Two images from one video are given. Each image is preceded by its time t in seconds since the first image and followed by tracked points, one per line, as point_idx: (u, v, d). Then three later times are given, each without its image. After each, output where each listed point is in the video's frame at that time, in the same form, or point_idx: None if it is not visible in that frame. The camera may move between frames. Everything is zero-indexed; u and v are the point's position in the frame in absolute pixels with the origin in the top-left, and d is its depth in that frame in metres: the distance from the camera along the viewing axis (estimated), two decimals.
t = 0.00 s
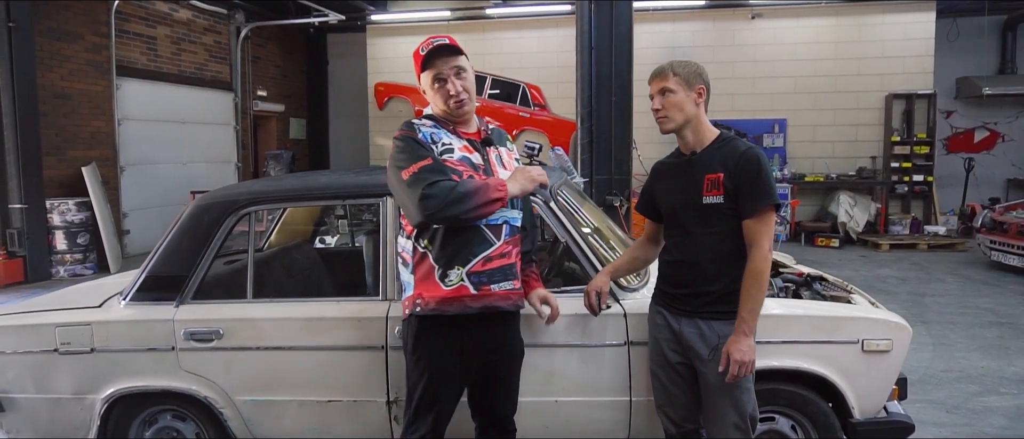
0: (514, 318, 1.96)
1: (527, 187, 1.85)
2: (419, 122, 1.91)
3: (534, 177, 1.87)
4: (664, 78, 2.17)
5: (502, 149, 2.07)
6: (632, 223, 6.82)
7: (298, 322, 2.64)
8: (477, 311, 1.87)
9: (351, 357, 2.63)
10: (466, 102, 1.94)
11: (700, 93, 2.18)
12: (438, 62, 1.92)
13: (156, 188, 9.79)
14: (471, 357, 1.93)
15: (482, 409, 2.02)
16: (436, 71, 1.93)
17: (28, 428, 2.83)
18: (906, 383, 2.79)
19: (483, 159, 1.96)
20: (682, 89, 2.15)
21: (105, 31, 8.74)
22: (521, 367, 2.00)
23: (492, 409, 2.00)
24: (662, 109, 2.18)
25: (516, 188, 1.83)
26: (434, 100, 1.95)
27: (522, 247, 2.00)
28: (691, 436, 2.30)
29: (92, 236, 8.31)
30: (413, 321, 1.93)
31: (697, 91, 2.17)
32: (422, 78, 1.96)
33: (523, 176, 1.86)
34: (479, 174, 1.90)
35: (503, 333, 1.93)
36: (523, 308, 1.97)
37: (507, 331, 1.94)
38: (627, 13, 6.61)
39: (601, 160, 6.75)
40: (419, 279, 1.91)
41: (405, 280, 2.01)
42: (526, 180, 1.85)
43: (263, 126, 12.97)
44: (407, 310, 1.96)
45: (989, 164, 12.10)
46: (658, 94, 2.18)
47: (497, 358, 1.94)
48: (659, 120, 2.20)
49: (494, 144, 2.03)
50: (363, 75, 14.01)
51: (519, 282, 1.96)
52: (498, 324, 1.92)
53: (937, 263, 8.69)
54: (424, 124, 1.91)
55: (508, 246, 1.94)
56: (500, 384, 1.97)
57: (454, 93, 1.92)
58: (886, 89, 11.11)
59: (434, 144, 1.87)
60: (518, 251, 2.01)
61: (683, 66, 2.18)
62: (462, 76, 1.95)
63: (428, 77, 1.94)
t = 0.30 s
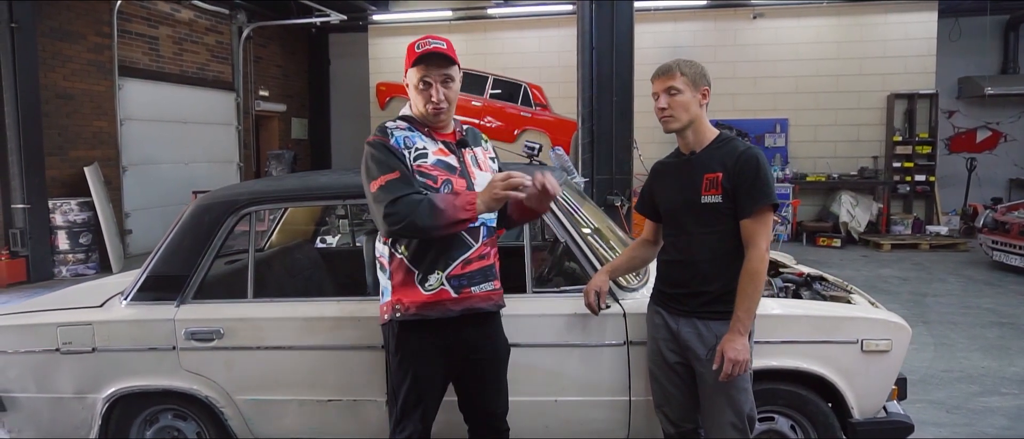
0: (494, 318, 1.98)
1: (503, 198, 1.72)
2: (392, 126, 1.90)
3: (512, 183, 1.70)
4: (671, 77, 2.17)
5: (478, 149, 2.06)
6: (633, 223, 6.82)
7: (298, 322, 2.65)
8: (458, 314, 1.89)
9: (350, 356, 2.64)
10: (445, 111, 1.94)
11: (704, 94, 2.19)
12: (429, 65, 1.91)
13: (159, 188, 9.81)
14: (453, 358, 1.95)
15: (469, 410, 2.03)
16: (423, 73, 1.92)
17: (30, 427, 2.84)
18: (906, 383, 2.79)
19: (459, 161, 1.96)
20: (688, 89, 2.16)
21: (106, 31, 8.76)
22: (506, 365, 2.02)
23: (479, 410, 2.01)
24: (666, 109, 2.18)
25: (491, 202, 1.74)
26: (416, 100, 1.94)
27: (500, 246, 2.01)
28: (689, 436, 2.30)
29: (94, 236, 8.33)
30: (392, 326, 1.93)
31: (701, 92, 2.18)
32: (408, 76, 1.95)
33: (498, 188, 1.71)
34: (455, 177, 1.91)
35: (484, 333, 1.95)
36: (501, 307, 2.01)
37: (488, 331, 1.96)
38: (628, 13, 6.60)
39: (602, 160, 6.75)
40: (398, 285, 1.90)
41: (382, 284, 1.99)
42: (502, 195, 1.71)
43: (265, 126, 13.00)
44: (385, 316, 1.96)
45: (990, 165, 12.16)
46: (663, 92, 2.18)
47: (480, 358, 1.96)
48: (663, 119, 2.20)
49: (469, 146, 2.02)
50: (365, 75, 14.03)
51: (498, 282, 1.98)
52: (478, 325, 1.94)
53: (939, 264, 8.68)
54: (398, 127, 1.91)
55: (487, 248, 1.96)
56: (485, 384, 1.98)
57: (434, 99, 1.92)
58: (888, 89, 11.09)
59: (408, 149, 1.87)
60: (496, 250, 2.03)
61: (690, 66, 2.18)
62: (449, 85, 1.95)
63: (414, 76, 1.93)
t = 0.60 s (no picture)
0: (484, 319, 2.00)
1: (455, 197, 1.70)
2: (376, 129, 1.91)
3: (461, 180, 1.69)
4: (680, 75, 2.17)
5: (466, 148, 2.06)
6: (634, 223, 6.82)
7: (298, 321, 2.66)
8: (448, 315, 1.90)
9: (350, 355, 2.65)
10: (438, 109, 1.95)
11: (709, 95, 2.22)
12: (424, 61, 1.93)
13: (161, 188, 9.82)
14: (445, 360, 1.96)
15: (463, 411, 2.04)
16: (415, 70, 1.94)
17: (33, 425, 2.86)
18: (906, 382, 2.79)
19: (445, 162, 1.96)
20: (697, 89, 2.17)
21: (109, 31, 8.78)
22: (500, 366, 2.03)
23: (473, 410, 2.02)
24: (676, 107, 2.17)
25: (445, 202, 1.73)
26: (408, 98, 1.95)
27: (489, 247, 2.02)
28: (689, 435, 2.30)
29: (98, 236, 8.34)
30: (383, 330, 1.95)
31: (706, 93, 2.20)
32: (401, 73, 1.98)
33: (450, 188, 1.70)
34: (441, 179, 1.92)
35: (476, 334, 1.97)
36: (491, 307, 2.02)
37: (480, 333, 1.97)
38: (629, 13, 6.60)
39: (603, 160, 6.75)
40: (386, 289, 1.92)
41: (371, 288, 2.01)
42: (453, 196, 1.70)
43: (267, 126, 13.02)
44: (375, 318, 1.97)
45: (992, 164, 12.14)
46: (672, 90, 2.17)
47: (472, 360, 1.97)
48: (671, 117, 2.19)
49: (456, 146, 2.02)
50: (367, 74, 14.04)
51: (487, 283, 2.00)
52: (469, 327, 1.95)
53: (940, 263, 8.67)
54: (382, 129, 1.91)
55: (475, 249, 1.97)
56: (478, 385, 1.99)
57: (429, 93, 1.93)
58: (889, 88, 11.09)
59: (393, 154, 1.88)
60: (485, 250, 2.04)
61: (696, 66, 2.20)
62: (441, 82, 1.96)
63: (406, 73, 1.95)
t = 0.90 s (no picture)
0: (482, 319, 2.01)
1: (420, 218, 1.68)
2: (369, 132, 1.92)
3: (425, 201, 1.65)
4: (682, 75, 2.17)
5: (463, 149, 2.07)
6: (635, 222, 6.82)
7: (299, 320, 2.66)
8: (441, 316, 1.91)
9: (350, 354, 2.66)
10: (433, 105, 1.96)
11: (710, 96, 2.22)
12: (420, 58, 1.96)
13: (163, 187, 9.83)
14: (441, 360, 1.97)
15: (461, 411, 2.05)
16: (410, 67, 1.96)
17: (35, 424, 2.87)
18: (905, 381, 2.79)
19: (440, 163, 1.96)
20: (698, 89, 2.18)
21: (111, 31, 8.80)
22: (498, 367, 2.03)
23: (471, 409, 2.02)
24: (678, 106, 2.17)
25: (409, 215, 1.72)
26: (404, 96, 1.97)
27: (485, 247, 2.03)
28: (688, 435, 2.31)
29: (100, 235, 8.35)
30: (379, 330, 1.96)
31: (707, 94, 2.21)
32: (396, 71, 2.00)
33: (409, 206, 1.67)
34: (435, 181, 1.92)
35: (474, 335, 1.98)
36: (488, 307, 2.02)
37: (477, 333, 1.98)
38: (630, 13, 6.60)
39: (604, 160, 6.75)
40: (381, 290, 1.93)
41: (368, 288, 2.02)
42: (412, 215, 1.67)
43: (269, 126, 13.05)
44: (371, 319, 1.99)
45: (994, 164, 12.13)
46: (674, 90, 2.17)
47: (469, 360, 1.98)
48: (672, 117, 2.18)
49: (451, 146, 2.03)
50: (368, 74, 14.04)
51: (483, 283, 2.00)
52: (466, 328, 1.96)
53: (942, 262, 8.66)
54: (375, 133, 1.92)
55: (469, 250, 1.97)
56: (476, 385, 2.00)
57: (425, 88, 1.94)
58: (890, 88, 11.09)
59: (384, 157, 1.88)
60: (480, 250, 2.04)
61: (697, 66, 2.20)
62: (437, 77, 1.98)
63: (401, 70, 1.97)
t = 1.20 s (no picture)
0: (481, 317, 2.01)
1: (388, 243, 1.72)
2: (367, 133, 1.93)
3: (391, 227, 1.68)
4: (681, 75, 2.18)
5: (463, 147, 2.07)
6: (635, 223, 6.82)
7: (300, 319, 2.67)
8: (440, 314, 1.92)
9: (350, 354, 2.66)
10: (434, 103, 1.96)
11: (709, 96, 2.22)
12: (422, 57, 1.97)
13: (165, 187, 9.85)
14: (441, 359, 1.98)
15: (461, 410, 2.05)
16: (411, 65, 1.96)
17: (37, 423, 2.88)
18: (904, 381, 2.80)
19: (439, 161, 1.96)
20: (697, 89, 2.18)
21: (113, 31, 8.82)
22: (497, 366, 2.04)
23: (470, 409, 2.03)
24: (677, 107, 2.17)
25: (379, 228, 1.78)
26: (405, 95, 1.97)
27: (485, 245, 2.03)
28: (687, 434, 2.31)
29: (102, 235, 8.38)
30: (378, 328, 1.97)
31: (706, 94, 2.21)
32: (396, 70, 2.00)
33: (375, 228, 1.70)
34: (434, 179, 1.92)
35: (474, 335, 1.98)
36: (486, 306, 2.03)
37: (477, 331, 1.99)
38: (631, 13, 6.60)
39: (605, 160, 6.75)
40: (381, 287, 1.94)
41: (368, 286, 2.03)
42: (378, 236, 1.70)
43: (270, 125, 13.07)
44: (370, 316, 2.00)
45: (996, 164, 12.11)
46: (673, 90, 2.17)
47: (468, 360, 1.99)
48: (671, 117, 2.19)
49: (451, 144, 2.03)
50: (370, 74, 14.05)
51: (482, 281, 2.01)
52: (466, 326, 1.97)
53: (943, 262, 8.66)
54: (374, 133, 1.93)
55: (468, 248, 1.97)
56: (475, 385, 2.01)
57: (426, 87, 1.95)
58: (892, 88, 11.07)
59: (383, 156, 1.89)
60: (480, 248, 2.04)
61: (696, 67, 2.21)
62: (438, 75, 1.99)
63: (402, 69, 1.98)
